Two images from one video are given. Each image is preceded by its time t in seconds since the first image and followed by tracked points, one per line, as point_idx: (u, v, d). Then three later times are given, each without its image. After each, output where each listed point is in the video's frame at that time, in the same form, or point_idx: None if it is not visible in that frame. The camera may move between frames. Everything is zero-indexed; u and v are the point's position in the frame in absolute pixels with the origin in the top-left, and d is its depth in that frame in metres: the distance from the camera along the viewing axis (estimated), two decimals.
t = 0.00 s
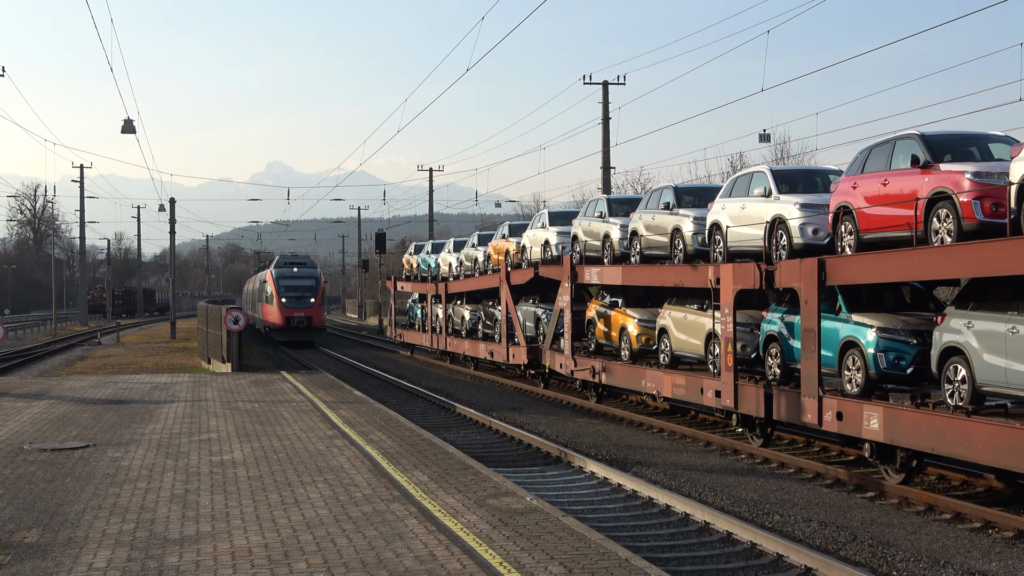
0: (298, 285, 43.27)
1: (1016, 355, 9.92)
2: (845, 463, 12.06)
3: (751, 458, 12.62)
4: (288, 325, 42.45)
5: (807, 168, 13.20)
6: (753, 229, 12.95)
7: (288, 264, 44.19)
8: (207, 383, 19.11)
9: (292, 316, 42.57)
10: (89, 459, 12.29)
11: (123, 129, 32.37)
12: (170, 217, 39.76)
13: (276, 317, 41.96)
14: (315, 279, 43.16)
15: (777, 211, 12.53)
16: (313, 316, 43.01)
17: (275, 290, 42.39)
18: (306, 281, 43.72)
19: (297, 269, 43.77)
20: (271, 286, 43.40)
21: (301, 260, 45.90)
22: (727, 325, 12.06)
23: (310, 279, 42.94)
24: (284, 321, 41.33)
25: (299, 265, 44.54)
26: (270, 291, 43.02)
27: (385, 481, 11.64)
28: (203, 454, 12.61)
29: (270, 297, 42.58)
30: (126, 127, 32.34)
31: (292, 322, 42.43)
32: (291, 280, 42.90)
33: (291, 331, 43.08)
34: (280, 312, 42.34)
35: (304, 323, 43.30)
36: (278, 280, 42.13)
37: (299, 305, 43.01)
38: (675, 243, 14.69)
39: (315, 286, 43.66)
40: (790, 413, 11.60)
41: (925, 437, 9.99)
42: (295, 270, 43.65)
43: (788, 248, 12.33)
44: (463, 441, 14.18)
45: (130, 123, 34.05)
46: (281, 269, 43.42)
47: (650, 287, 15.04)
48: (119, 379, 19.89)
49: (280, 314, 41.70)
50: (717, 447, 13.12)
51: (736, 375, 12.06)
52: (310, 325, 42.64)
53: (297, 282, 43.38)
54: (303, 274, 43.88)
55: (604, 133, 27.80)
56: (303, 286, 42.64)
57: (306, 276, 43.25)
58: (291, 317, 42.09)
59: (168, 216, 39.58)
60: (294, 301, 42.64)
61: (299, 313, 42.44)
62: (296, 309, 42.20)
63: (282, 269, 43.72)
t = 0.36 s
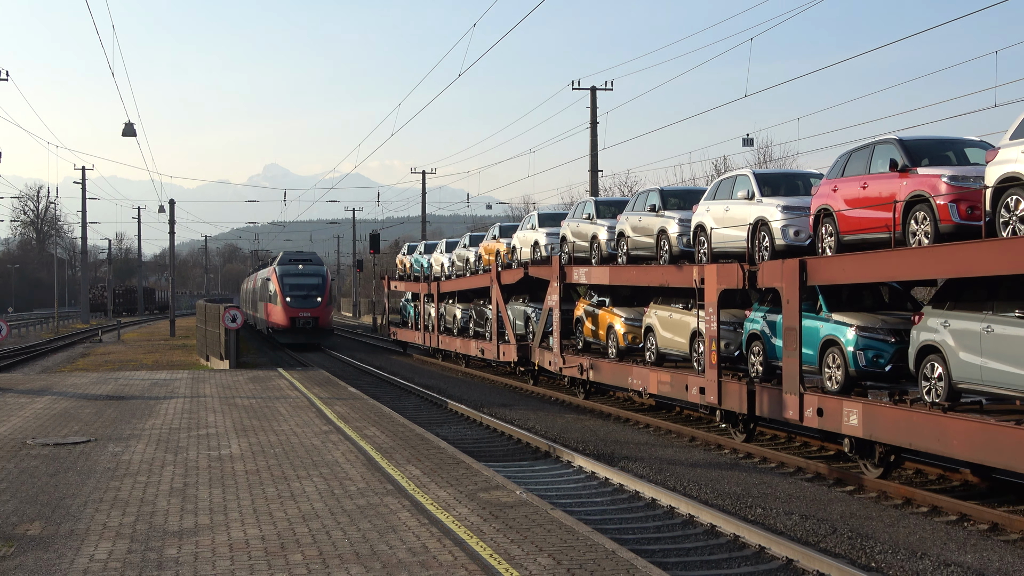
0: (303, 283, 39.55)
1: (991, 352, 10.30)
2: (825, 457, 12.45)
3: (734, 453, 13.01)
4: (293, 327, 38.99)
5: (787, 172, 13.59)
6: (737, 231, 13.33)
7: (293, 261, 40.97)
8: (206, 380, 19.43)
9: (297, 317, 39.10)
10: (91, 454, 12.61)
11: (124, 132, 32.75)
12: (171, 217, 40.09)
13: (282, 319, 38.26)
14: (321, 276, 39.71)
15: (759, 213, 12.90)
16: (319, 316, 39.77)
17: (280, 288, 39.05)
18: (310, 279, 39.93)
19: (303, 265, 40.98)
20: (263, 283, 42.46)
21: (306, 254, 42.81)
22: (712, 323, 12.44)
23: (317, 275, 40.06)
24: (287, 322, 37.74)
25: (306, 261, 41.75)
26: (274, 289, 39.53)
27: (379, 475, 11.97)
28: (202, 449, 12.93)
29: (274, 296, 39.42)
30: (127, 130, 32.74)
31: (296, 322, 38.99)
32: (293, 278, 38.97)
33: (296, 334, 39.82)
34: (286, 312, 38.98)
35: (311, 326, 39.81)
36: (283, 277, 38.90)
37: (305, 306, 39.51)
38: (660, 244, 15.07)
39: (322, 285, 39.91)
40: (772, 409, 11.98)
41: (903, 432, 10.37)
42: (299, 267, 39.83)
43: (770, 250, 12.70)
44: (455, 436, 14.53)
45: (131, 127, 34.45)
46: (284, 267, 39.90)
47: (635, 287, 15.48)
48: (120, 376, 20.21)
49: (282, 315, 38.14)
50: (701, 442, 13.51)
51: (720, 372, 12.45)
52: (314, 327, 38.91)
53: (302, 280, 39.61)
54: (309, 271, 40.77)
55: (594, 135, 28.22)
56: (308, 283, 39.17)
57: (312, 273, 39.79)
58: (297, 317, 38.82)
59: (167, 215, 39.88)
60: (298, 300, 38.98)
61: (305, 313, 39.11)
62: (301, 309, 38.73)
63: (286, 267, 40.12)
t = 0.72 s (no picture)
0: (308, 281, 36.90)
1: (967, 351, 10.69)
2: (806, 452, 12.88)
3: (717, 448, 13.44)
4: (299, 328, 36.49)
5: (770, 175, 14.01)
6: (721, 232, 13.74)
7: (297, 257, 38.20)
8: (205, 376, 19.79)
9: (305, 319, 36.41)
10: (93, 448, 12.96)
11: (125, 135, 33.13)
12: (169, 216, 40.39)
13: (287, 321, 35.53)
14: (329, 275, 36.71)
15: (743, 216, 13.31)
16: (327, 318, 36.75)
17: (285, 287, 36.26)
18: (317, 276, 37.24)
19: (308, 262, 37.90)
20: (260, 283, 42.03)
21: (311, 251, 39.96)
22: (697, 322, 12.81)
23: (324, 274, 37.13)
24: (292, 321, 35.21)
25: (313, 259, 38.69)
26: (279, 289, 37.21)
27: (373, 469, 12.33)
28: (201, 443, 13.29)
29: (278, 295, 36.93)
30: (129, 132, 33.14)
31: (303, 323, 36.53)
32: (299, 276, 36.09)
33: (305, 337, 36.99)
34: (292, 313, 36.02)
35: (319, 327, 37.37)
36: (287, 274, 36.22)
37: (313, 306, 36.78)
38: (647, 245, 15.48)
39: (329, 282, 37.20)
40: (754, 406, 12.39)
41: (881, 429, 10.75)
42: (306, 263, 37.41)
43: (753, 251, 13.13)
44: (447, 432, 14.92)
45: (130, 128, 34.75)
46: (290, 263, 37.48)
47: (622, 287, 15.88)
48: (120, 372, 20.56)
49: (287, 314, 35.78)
50: (686, 438, 13.95)
51: (704, 370, 12.88)
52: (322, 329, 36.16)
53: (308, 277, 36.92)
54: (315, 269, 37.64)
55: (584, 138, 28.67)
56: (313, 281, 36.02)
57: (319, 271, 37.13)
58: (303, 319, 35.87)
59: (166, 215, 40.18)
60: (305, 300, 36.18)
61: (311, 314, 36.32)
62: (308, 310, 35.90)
63: (291, 263, 37.56)
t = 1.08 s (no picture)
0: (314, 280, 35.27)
1: (939, 350, 11.06)
2: (783, 448, 13.34)
3: (698, 443, 13.88)
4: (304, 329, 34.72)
5: (748, 179, 14.48)
6: (701, 234, 14.20)
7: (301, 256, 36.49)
8: (200, 373, 20.12)
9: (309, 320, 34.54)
10: (90, 443, 13.30)
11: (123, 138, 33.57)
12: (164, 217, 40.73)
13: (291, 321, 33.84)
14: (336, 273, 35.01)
15: (723, 218, 13.77)
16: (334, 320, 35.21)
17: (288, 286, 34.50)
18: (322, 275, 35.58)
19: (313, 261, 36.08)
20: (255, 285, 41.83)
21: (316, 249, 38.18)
22: (678, 321, 13.26)
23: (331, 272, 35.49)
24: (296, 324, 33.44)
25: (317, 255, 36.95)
26: (280, 288, 35.48)
27: (363, 463, 12.68)
28: (195, 439, 13.64)
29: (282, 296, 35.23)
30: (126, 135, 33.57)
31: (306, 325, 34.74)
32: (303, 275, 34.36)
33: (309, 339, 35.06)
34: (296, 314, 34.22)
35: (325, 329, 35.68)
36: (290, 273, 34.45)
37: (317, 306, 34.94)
38: (631, 247, 15.95)
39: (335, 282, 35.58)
40: (733, 402, 12.83)
41: (857, 424, 11.13)
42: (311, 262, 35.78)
43: (733, 252, 13.59)
44: (436, 428, 15.31)
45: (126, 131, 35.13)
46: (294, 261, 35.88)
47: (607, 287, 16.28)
48: (117, 370, 20.88)
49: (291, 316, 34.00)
50: (668, 434, 14.39)
51: (685, 367, 13.32)
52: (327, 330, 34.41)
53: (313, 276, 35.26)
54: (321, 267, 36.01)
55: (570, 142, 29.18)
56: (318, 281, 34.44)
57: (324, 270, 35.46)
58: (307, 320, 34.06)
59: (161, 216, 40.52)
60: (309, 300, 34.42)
61: (316, 316, 34.60)
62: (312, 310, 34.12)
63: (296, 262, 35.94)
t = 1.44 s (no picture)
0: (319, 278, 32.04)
1: (909, 349, 11.51)
2: (759, 443, 13.80)
3: (677, 439, 14.33)
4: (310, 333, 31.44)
5: (725, 183, 14.95)
6: (681, 236, 14.66)
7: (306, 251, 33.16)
8: (193, 371, 20.46)
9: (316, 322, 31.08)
10: (86, 439, 13.65)
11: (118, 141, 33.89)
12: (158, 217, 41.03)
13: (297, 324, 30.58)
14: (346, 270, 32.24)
15: (702, 221, 14.24)
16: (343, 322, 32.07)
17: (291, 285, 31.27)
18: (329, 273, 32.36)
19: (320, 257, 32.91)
20: (248, 284, 41.53)
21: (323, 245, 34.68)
22: (658, 321, 13.72)
23: (339, 269, 32.36)
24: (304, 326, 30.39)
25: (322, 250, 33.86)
26: (283, 287, 32.29)
27: (352, 458, 13.07)
28: (189, 434, 14.00)
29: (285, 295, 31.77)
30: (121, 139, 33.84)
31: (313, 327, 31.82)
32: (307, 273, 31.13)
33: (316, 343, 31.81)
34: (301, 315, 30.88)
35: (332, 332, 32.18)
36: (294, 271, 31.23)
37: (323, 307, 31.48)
38: (613, 248, 16.40)
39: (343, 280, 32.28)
40: (711, 399, 13.29)
41: (830, 421, 11.56)
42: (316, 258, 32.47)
43: (711, 254, 14.05)
44: (424, 425, 15.70)
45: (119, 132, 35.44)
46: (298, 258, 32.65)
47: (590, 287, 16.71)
48: (112, 367, 21.20)
49: (296, 318, 30.85)
50: (648, 430, 14.85)
51: (665, 365, 13.78)
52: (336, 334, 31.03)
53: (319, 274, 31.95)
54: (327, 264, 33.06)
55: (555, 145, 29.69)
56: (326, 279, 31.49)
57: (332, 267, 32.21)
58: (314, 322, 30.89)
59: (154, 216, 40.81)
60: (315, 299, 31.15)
61: (324, 317, 31.32)
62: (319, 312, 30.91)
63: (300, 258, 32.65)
